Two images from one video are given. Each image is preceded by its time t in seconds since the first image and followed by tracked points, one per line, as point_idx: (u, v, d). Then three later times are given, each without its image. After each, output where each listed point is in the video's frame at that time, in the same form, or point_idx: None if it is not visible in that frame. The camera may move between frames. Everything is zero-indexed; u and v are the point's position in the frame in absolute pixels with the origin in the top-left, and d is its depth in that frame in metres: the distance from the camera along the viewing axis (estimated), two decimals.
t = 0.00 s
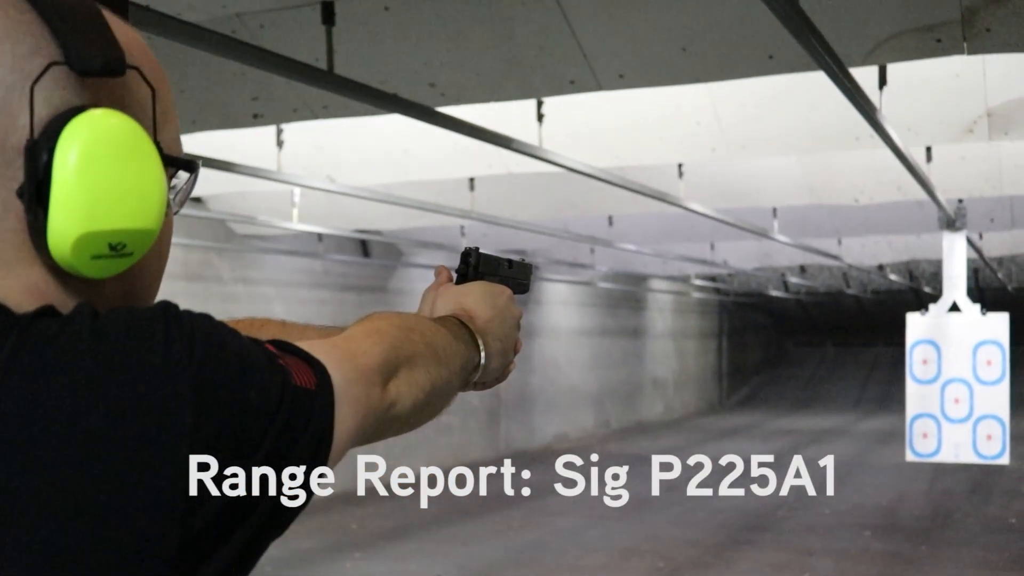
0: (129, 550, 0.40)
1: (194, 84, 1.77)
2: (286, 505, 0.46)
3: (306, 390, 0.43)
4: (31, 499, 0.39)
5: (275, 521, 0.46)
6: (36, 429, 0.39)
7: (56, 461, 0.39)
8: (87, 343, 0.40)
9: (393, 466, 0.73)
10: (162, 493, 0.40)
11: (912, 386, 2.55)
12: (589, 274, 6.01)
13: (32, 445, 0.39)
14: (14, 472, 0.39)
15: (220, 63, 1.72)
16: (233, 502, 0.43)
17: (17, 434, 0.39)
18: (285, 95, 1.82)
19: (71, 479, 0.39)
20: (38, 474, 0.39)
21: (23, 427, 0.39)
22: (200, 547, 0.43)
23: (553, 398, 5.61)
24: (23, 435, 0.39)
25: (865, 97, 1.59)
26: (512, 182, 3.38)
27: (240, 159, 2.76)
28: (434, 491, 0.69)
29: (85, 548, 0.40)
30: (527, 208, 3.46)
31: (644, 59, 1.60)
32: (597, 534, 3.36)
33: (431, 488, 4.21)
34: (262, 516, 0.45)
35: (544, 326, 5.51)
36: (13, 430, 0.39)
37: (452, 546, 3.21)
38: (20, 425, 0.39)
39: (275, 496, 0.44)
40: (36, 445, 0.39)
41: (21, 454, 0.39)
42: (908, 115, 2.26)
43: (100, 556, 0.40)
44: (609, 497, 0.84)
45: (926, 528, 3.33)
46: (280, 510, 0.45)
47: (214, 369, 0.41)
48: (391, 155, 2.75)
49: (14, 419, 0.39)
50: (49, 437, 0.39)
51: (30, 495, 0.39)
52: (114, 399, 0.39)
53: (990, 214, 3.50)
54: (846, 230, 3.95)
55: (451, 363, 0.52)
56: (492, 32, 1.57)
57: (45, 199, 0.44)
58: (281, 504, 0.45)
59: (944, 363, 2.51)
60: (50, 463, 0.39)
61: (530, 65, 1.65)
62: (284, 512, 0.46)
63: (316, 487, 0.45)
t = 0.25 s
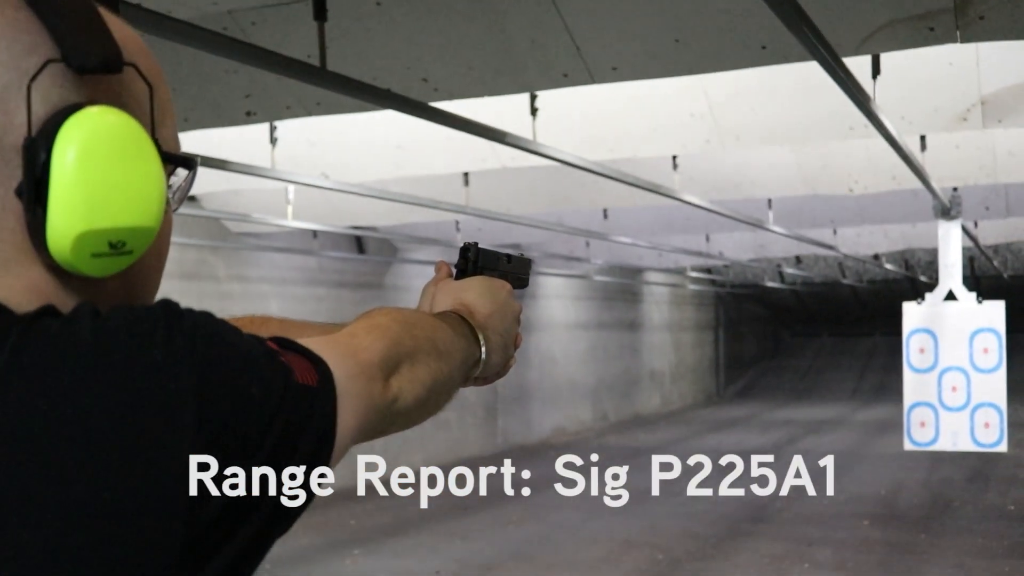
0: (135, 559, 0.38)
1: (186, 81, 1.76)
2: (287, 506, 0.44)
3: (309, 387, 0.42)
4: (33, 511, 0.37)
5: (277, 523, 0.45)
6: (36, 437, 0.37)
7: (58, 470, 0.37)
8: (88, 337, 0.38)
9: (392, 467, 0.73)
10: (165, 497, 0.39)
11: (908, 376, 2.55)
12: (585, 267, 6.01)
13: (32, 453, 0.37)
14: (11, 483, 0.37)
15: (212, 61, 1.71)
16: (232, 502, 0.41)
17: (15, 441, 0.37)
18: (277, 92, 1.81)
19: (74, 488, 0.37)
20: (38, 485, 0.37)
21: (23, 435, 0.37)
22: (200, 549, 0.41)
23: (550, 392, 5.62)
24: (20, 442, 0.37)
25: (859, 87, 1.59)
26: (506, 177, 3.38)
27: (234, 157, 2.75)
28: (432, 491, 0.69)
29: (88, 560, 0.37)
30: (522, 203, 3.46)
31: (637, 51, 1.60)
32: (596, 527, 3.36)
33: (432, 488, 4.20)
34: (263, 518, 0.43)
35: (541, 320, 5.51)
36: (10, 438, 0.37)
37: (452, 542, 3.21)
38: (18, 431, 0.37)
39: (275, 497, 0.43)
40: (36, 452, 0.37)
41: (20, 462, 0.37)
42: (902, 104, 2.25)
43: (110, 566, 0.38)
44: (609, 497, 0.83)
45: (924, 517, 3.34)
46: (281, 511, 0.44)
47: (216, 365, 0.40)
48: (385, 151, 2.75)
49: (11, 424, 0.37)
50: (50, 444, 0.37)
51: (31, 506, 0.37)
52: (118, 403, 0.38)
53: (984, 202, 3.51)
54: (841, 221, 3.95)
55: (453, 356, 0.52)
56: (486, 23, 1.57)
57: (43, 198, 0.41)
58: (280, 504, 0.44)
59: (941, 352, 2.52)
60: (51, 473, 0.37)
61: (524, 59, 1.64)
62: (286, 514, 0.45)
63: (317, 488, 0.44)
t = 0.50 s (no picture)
0: (137, 554, 0.38)
1: (183, 78, 1.76)
2: (287, 506, 0.43)
3: (313, 385, 0.41)
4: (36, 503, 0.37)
5: (277, 523, 0.44)
6: (40, 431, 0.37)
7: (62, 465, 0.37)
8: (93, 334, 0.38)
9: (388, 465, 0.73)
10: (166, 495, 0.38)
11: (905, 372, 2.56)
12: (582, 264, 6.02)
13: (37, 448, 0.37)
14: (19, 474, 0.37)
15: (209, 58, 1.71)
16: (233, 502, 0.40)
17: (21, 436, 0.37)
18: (274, 89, 1.81)
19: (77, 482, 0.37)
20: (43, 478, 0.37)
21: (26, 428, 0.37)
22: (200, 550, 0.40)
23: (547, 389, 5.62)
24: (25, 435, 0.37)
25: (857, 84, 1.59)
26: (503, 175, 3.38)
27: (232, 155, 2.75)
28: (431, 491, 0.68)
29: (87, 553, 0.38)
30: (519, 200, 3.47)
31: (634, 47, 1.59)
32: (593, 524, 3.36)
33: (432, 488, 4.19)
34: (264, 518, 0.43)
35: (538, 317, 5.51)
36: (16, 433, 0.37)
37: (449, 539, 3.22)
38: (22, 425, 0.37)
39: (276, 497, 0.42)
40: (40, 448, 0.37)
41: (24, 455, 0.37)
42: (899, 100, 2.26)
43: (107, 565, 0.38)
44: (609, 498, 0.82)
45: (920, 514, 3.35)
46: (282, 511, 0.43)
47: (217, 364, 0.39)
48: (382, 148, 2.76)
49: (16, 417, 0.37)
50: (53, 439, 0.37)
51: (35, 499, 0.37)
52: (120, 401, 0.38)
53: (981, 198, 3.52)
54: (837, 218, 3.96)
55: (455, 353, 0.51)
56: (483, 20, 1.57)
57: (47, 195, 0.40)
58: (280, 504, 0.43)
59: (938, 348, 2.52)
60: (56, 467, 0.37)
61: (521, 56, 1.64)
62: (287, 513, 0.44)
63: (317, 489, 0.43)
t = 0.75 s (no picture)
0: (121, 557, 0.37)
1: (178, 76, 1.75)
2: (286, 505, 0.44)
3: (301, 381, 0.41)
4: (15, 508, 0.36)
5: (273, 522, 0.44)
6: (22, 434, 0.36)
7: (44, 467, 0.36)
8: (80, 336, 0.38)
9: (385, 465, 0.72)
10: (158, 495, 0.38)
11: (901, 373, 2.57)
12: (578, 264, 6.01)
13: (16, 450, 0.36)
14: None
15: (206, 57, 1.71)
16: (231, 503, 0.41)
17: None
18: (270, 89, 1.80)
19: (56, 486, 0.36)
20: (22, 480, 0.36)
21: (5, 431, 0.36)
22: (191, 550, 0.40)
23: (543, 390, 5.62)
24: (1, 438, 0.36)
25: (852, 85, 1.59)
26: (500, 174, 3.38)
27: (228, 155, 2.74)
28: (432, 491, 0.68)
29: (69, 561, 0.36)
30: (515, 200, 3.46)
31: (631, 48, 1.59)
32: (590, 524, 3.36)
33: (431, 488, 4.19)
34: (261, 519, 0.43)
35: (535, 318, 5.51)
36: None
37: (446, 539, 3.21)
38: None
39: (275, 497, 0.43)
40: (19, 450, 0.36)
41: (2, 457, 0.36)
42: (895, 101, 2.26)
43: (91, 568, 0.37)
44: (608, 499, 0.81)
45: (916, 514, 3.36)
46: (281, 511, 0.44)
47: (212, 365, 0.39)
48: (378, 148, 2.75)
49: None
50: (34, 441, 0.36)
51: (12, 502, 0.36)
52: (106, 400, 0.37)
53: (977, 199, 3.53)
54: (834, 218, 3.96)
55: (449, 351, 0.51)
56: (480, 21, 1.56)
57: (38, 190, 0.40)
58: (280, 504, 0.44)
59: (934, 349, 2.52)
60: (38, 472, 0.36)
61: (518, 57, 1.64)
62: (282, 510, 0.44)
63: (317, 488, 0.44)
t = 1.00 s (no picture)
0: (129, 557, 0.37)
1: (174, 74, 1.75)
2: (287, 506, 0.43)
3: (303, 388, 0.41)
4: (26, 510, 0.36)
5: (275, 526, 0.44)
6: (28, 434, 0.36)
7: (53, 469, 0.36)
8: (83, 336, 0.38)
9: (384, 468, 0.72)
10: (159, 496, 0.38)
11: (898, 372, 2.56)
12: (575, 263, 6.02)
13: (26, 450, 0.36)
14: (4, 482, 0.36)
15: (203, 56, 1.70)
16: (231, 503, 0.40)
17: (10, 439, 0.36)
18: (267, 86, 1.80)
19: (65, 488, 0.36)
20: (31, 482, 0.36)
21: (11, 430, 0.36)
22: (198, 550, 0.40)
23: (540, 388, 5.62)
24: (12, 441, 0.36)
25: (849, 82, 1.59)
26: (498, 172, 3.38)
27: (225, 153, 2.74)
28: (432, 492, 0.68)
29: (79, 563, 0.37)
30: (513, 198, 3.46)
31: (629, 46, 1.59)
32: (586, 522, 3.36)
33: (431, 488, 4.19)
34: (263, 521, 0.43)
35: (532, 316, 5.51)
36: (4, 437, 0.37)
37: (442, 538, 3.21)
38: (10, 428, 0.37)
39: (275, 497, 0.42)
40: (27, 451, 0.36)
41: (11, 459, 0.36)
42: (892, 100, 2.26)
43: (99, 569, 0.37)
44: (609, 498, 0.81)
45: (912, 512, 3.36)
46: (281, 512, 0.43)
47: (210, 363, 0.39)
48: (375, 146, 2.75)
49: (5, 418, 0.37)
50: (41, 442, 0.36)
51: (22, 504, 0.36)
52: (113, 401, 0.37)
53: (974, 198, 3.53)
54: (831, 216, 3.97)
55: (449, 364, 0.51)
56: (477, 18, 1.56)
57: (38, 189, 0.40)
58: (281, 504, 0.43)
59: (931, 348, 2.52)
60: (45, 472, 0.36)
61: (515, 55, 1.64)
62: (284, 515, 0.44)
63: (317, 489, 0.43)
